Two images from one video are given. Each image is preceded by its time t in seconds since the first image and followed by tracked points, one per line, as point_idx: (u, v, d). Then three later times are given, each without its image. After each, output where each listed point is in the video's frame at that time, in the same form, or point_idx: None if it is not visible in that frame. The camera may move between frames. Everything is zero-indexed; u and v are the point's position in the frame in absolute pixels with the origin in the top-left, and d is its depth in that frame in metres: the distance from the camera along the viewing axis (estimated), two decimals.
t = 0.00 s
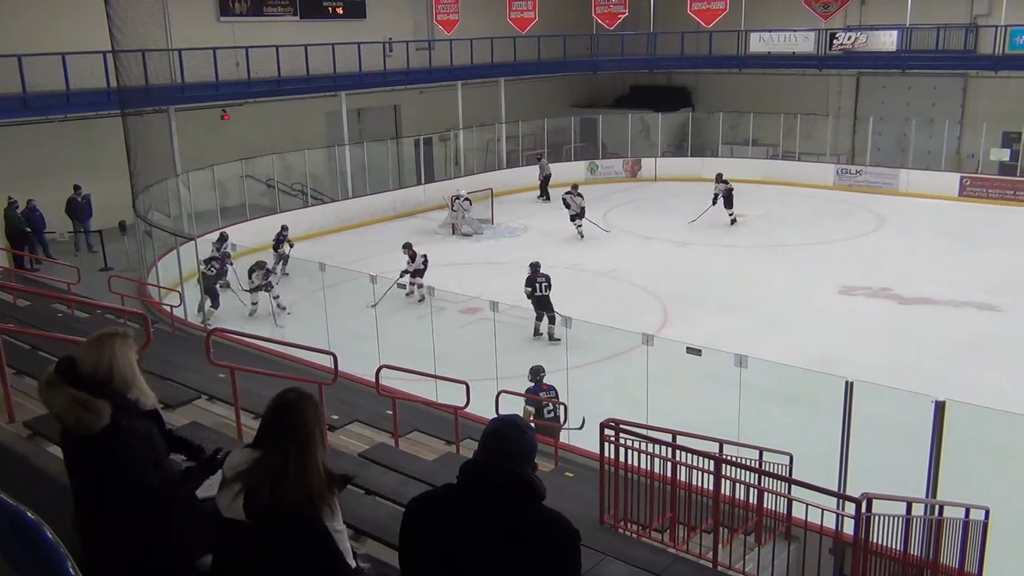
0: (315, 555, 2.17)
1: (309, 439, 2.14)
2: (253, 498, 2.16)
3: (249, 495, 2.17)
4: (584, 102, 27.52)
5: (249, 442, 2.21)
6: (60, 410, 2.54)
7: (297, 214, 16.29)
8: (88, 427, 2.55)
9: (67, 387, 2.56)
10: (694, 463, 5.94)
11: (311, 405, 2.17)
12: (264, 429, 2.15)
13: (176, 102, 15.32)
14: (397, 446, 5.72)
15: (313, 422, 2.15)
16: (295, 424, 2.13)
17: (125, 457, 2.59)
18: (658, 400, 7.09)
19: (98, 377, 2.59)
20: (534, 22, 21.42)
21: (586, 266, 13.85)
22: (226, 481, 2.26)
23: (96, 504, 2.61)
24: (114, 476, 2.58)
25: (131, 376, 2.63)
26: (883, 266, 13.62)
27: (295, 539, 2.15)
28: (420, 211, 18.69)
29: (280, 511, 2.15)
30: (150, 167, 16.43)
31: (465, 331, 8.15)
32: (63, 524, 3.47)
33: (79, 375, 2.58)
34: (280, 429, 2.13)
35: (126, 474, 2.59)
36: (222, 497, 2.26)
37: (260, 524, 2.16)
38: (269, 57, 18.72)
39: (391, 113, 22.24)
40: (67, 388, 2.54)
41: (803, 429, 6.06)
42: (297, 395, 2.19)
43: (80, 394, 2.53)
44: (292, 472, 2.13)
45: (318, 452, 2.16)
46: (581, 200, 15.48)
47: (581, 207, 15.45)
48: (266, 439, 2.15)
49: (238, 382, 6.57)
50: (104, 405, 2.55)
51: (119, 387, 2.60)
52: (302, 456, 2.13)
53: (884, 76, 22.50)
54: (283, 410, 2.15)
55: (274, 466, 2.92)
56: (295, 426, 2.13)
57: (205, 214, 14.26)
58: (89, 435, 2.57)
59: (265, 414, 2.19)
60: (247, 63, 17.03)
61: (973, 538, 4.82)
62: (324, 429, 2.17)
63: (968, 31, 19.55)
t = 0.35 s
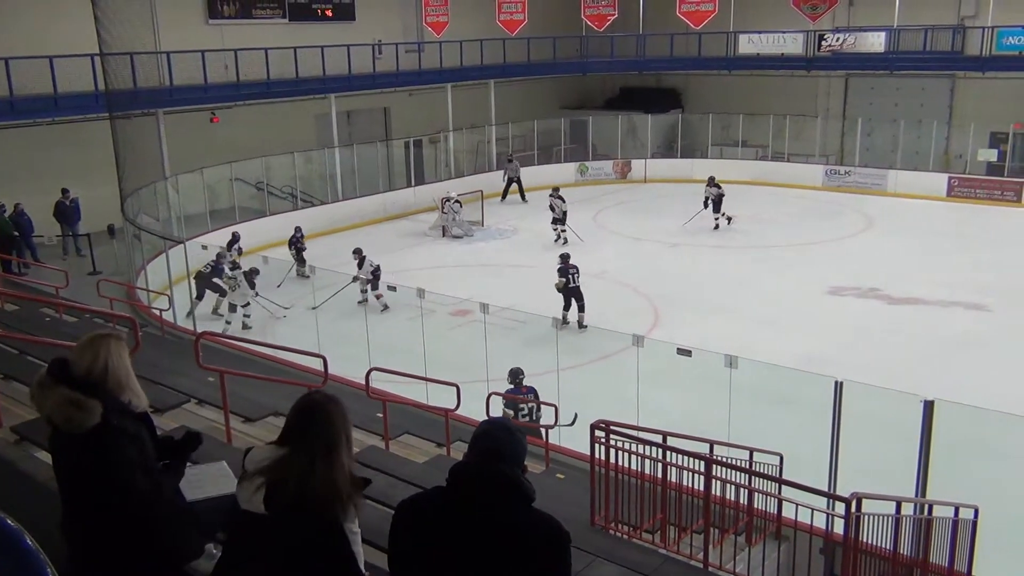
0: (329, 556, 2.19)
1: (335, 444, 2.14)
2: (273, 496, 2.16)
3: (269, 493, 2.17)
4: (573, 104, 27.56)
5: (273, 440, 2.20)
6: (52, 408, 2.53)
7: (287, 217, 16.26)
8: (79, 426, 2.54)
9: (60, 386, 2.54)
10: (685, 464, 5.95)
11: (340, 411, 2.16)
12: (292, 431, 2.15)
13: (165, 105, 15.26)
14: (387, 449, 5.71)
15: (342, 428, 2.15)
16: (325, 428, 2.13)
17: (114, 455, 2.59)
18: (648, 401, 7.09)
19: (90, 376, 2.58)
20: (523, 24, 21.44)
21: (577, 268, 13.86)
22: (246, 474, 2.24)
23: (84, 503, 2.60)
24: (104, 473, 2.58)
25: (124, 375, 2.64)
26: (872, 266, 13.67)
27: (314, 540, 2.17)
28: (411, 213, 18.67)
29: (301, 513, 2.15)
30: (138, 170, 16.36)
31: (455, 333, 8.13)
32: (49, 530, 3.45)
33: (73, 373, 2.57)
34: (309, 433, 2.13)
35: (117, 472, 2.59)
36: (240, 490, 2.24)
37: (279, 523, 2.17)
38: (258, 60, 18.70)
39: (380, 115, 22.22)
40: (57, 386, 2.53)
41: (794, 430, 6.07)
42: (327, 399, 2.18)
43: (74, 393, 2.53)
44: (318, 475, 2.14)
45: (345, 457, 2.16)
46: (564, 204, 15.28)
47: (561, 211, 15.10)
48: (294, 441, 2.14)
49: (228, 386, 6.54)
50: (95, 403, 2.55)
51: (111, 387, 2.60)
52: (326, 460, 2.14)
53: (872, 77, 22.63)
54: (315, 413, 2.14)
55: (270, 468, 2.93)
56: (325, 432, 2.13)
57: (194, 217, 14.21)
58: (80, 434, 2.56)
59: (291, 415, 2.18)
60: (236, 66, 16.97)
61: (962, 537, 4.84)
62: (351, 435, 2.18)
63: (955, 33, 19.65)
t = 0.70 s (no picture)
0: (302, 561, 2.24)
1: (304, 453, 2.18)
2: (244, 505, 2.22)
3: (239, 503, 2.23)
4: (563, 105, 27.60)
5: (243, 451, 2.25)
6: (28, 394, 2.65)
7: (276, 221, 16.21)
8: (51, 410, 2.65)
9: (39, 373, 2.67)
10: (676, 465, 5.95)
11: (308, 421, 2.20)
12: (259, 440, 2.19)
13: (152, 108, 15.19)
14: (377, 452, 5.70)
15: (306, 435, 2.19)
16: (291, 436, 2.17)
17: (81, 442, 2.67)
18: (639, 401, 7.09)
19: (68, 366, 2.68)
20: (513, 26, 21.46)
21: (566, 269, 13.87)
22: (218, 486, 2.30)
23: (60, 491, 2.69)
24: (65, 457, 2.66)
25: (105, 370, 2.71)
26: (861, 266, 13.73)
27: (288, 546, 2.23)
28: (400, 216, 18.65)
29: (273, 521, 2.21)
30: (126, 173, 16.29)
31: (445, 335, 8.11)
32: (37, 539, 3.43)
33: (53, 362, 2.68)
34: (275, 444, 2.17)
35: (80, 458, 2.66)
36: (213, 501, 2.30)
37: (252, 533, 2.23)
38: (246, 63, 18.66)
39: (369, 117, 22.20)
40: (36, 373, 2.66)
41: (784, 429, 6.09)
42: (290, 406, 2.21)
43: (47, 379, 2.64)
44: (287, 483, 2.19)
45: (313, 463, 2.21)
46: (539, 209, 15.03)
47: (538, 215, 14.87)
48: (261, 451, 2.19)
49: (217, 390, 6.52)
50: (69, 387, 2.64)
51: (87, 378, 2.68)
52: (295, 468, 2.18)
53: (859, 78, 22.75)
54: (279, 422, 2.18)
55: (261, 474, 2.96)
56: (290, 440, 2.17)
57: (183, 221, 14.15)
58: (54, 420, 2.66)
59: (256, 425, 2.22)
60: (223, 70, 16.91)
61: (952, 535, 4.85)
62: (317, 441, 2.22)
63: (941, 32, 19.77)
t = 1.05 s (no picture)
0: None
1: (239, 473, 2.11)
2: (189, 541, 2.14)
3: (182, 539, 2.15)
4: (551, 106, 27.61)
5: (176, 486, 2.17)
6: None
7: (263, 224, 16.15)
8: (19, 401, 2.72)
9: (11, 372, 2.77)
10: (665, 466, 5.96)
11: (238, 438, 2.15)
12: (187, 470, 2.13)
13: (139, 113, 15.11)
14: (366, 455, 5.69)
15: (237, 455, 2.13)
16: (220, 459, 2.11)
17: (50, 431, 2.71)
18: (627, 402, 7.10)
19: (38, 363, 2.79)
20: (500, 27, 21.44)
21: (555, 270, 13.88)
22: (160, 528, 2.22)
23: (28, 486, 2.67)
24: (37, 448, 2.70)
25: (78, 366, 2.81)
26: (848, 265, 13.79)
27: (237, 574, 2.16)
28: (389, 218, 18.63)
29: (221, 550, 2.13)
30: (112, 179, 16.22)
31: (434, 337, 8.10)
32: (25, 552, 3.42)
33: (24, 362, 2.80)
34: (209, 469, 2.10)
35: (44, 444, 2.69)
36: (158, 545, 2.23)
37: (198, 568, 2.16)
38: (233, 67, 18.60)
39: (356, 120, 22.18)
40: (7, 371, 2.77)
41: (771, 429, 6.11)
42: (219, 429, 2.15)
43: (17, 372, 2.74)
44: (223, 509, 2.11)
45: (249, 483, 2.14)
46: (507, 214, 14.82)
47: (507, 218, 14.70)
48: (191, 481, 2.12)
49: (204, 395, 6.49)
50: (39, 382, 2.75)
51: (56, 371, 2.78)
52: (233, 489, 2.11)
53: (845, 78, 22.86)
54: (208, 447, 2.12)
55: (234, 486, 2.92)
56: (219, 463, 2.10)
57: (170, 226, 14.08)
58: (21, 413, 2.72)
59: (186, 454, 2.16)
60: (210, 73, 16.85)
61: (940, 531, 4.87)
62: (250, 459, 2.15)
63: (926, 32, 19.91)
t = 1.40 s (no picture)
0: None
1: (208, 480, 2.15)
2: (160, 550, 2.15)
3: (152, 549, 2.17)
4: (539, 107, 27.63)
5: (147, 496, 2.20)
6: None
7: (251, 227, 16.09)
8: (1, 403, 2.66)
9: None
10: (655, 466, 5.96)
11: (211, 444, 2.20)
12: (159, 477, 2.16)
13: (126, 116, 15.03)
14: (356, 458, 5.68)
15: (209, 461, 2.17)
16: (192, 464, 2.15)
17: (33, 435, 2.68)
18: (617, 402, 7.11)
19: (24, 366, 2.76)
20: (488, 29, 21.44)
21: (545, 272, 13.88)
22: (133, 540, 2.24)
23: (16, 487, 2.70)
24: (22, 451, 2.68)
25: (61, 371, 2.77)
26: (836, 265, 13.85)
27: None
28: (377, 221, 18.60)
29: (192, 559, 2.15)
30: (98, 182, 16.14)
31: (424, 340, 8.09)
32: (12, 557, 3.39)
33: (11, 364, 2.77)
34: (180, 474, 2.14)
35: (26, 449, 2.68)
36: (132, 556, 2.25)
37: None
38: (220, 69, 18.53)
39: (345, 122, 22.14)
40: None
41: (760, 430, 6.13)
42: (190, 437, 2.21)
43: None
44: (193, 516, 2.13)
45: (220, 489, 2.17)
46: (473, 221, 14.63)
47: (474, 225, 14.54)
48: (163, 488, 2.15)
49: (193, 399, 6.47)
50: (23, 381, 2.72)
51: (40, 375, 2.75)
52: (204, 496, 2.14)
53: (831, 78, 22.97)
54: (180, 453, 2.17)
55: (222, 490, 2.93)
56: (190, 471, 2.14)
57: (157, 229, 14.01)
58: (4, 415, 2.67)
59: (158, 463, 2.20)
60: (197, 75, 16.79)
61: (928, 529, 4.89)
62: (223, 466, 2.19)
63: (911, 33, 20.03)
